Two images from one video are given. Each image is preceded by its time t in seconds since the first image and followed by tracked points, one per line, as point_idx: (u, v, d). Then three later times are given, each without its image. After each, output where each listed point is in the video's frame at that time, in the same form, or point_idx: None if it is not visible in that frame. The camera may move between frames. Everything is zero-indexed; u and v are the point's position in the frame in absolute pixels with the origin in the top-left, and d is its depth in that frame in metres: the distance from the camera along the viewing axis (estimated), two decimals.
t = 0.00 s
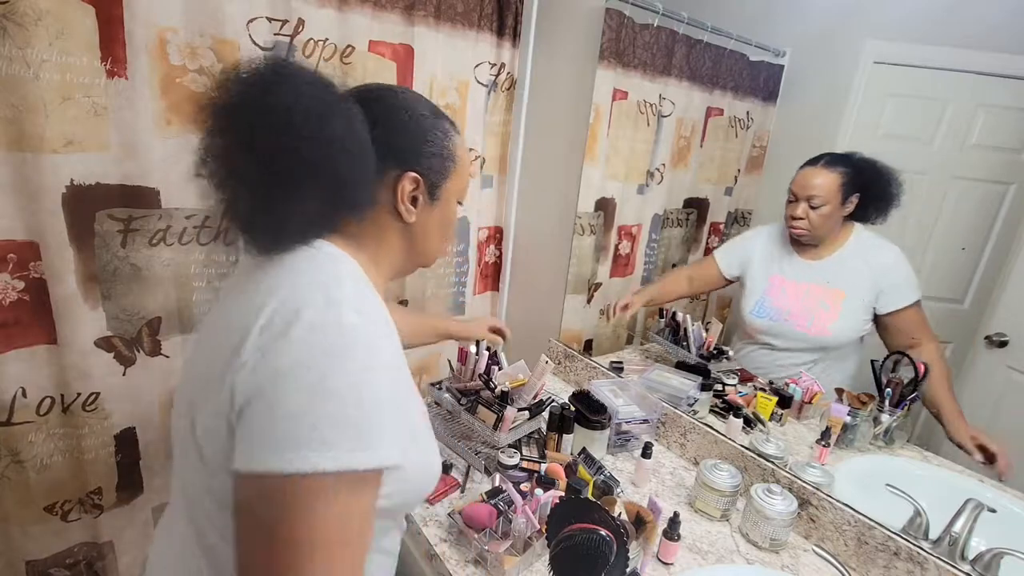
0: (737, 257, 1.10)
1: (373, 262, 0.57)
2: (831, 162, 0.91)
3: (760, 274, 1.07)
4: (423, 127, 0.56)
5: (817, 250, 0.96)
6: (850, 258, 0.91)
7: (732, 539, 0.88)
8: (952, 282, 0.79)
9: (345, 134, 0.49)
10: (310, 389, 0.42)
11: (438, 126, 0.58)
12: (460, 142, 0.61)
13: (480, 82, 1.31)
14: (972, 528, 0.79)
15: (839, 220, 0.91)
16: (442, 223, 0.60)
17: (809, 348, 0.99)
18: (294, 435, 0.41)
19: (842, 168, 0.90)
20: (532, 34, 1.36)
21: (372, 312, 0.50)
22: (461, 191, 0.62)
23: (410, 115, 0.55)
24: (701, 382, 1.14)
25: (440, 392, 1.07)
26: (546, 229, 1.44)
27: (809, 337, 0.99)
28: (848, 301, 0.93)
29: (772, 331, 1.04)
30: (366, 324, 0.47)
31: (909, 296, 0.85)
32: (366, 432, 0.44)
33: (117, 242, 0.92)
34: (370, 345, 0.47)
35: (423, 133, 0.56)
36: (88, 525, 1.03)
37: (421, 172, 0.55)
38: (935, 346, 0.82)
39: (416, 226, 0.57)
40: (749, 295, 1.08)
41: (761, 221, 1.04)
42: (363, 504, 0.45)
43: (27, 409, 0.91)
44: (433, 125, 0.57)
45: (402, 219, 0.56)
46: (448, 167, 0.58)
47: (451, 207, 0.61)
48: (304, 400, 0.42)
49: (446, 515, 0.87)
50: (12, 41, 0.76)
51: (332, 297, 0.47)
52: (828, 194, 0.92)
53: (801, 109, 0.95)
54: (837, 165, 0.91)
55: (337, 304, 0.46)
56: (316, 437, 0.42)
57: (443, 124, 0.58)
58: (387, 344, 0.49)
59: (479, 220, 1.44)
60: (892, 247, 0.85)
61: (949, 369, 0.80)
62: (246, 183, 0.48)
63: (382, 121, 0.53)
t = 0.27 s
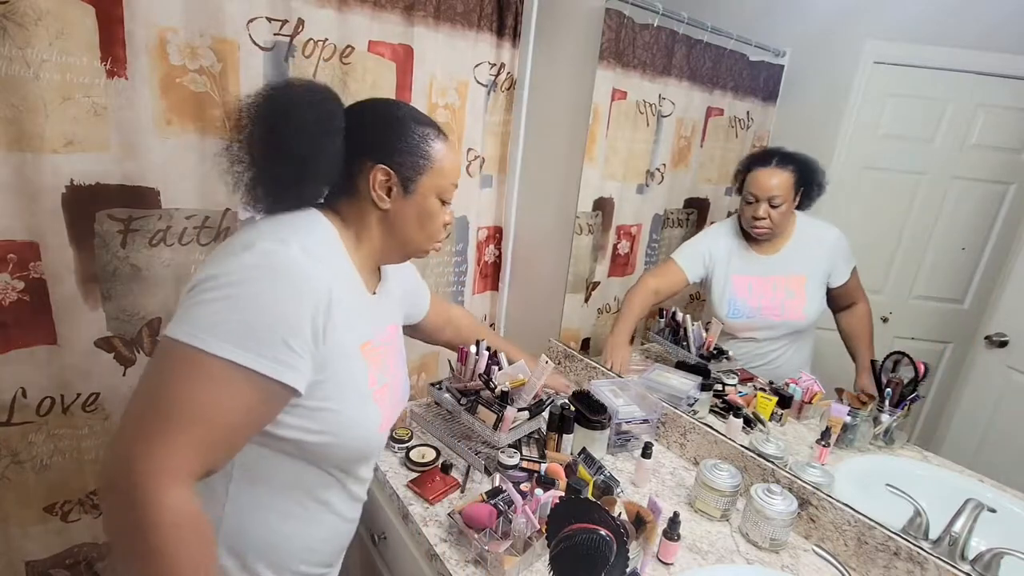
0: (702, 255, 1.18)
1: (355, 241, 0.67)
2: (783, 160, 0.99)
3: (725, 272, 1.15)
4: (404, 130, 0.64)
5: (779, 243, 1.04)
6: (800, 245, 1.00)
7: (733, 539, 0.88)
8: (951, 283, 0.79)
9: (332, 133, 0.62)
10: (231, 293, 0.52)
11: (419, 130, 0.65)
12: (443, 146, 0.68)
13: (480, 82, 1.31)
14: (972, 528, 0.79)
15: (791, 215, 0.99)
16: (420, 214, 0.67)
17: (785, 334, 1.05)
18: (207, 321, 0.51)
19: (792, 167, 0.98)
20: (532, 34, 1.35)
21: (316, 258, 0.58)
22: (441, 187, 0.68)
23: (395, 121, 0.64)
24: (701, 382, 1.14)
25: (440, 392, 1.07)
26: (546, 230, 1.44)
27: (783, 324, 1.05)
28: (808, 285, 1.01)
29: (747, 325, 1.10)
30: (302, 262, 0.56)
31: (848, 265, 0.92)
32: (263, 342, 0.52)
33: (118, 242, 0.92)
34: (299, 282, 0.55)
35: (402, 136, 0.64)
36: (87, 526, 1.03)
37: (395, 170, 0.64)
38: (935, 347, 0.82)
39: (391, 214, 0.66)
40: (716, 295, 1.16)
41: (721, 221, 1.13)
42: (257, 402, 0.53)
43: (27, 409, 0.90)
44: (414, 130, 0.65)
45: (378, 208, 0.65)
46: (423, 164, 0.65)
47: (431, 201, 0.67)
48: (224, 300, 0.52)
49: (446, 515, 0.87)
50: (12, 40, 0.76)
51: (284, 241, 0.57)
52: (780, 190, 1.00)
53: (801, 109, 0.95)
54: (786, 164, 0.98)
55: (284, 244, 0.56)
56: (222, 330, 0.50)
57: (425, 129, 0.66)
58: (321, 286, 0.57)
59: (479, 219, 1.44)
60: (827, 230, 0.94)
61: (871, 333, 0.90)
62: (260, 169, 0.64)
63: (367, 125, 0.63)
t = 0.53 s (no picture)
0: (702, 251, 1.18)
1: (327, 231, 0.66)
2: (791, 155, 0.97)
3: (725, 269, 1.14)
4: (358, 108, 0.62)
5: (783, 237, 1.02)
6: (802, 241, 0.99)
7: (733, 539, 0.88)
8: (951, 283, 0.79)
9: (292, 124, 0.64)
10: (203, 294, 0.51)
11: (375, 107, 0.63)
12: (400, 122, 0.64)
13: (479, 82, 1.31)
14: (972, 528, 0.79)
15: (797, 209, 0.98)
16: (380, 195, 0.64)
17: (785, 330, 1.05)
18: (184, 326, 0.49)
19: (801, 159, 0.95)
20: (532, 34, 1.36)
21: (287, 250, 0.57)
22: (402, 165, 0.64)
23: (348, 99, 0.63)
24: (701, 382, 1.14)
25: (440, 392, 1.07)
26: (546, 230, 1.44)
27: (783, 318, 1.05)
28: (808, 280, 1.01)
29: (746, 319, 1.10)
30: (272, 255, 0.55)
31: (848, 263, 0.92)
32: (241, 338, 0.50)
33: (118, 242, 0.92)
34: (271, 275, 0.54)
35: (356, 114, 0.62)
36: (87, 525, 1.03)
37: (348, 151, 0.62)
38: (935, 347, 0.82)
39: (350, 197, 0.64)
40: (714, 290, 1.16)
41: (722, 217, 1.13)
42: (235, 396, 0.51)
43: (27, 408, 0.90)
44: (368, 107, 0.63)
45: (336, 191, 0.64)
46: (379, 145, 0.62)
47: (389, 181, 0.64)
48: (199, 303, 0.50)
49: (446, 514, 0.87)
50: (11, 40, 0.76)
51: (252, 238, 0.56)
52: (793, 182, 0.97)
53: (801, 109, 0.95)
54: (793, 156, 0.96)
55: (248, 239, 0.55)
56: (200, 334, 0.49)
57: (383, 107, 0.64)
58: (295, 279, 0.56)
59: (479, 219, 1.44)
60: (827, 227, 0.94)
61: (870, 330, 0.90)
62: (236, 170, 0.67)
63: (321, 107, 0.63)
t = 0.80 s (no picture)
0: (745, 254, 1.09)
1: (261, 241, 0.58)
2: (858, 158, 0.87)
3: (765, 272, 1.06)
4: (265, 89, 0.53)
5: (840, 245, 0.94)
6: (860, 252, 0.92)
7: (733, 539, 0.88)
8: (951, 282, 0.79)
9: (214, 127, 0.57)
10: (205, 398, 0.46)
11: (290, 84, 0.53)
12: (315, 97, 0.53)
13: (480, 82, 1.31)
14: (972, 528, 0.79)
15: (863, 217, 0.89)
16: (299, 198, 0.53)
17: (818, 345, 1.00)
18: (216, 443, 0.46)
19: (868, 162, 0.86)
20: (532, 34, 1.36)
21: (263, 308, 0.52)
22: (325, 153, 0.53)
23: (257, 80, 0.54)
24: (701, 382, 1.14)
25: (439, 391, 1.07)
26: (546, 230, 1.44)
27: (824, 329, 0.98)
28: (853, 292, 0.94)
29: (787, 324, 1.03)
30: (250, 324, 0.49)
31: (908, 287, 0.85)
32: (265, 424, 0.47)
33: (118, 242, 0.92)
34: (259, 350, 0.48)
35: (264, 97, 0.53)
36: (88, 525, 1.03)
37: (255, 146, 0.53)
38: (934, 346, 0.82)
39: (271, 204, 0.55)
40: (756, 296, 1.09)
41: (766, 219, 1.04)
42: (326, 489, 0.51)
43: (27, 408, 0.90)
44: (277, 82, 0.53)
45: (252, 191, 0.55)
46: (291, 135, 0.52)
47: (308, 176, 0.53)
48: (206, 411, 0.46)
49: (446, 514, 0.87)
50: (12, 41, 0.76)
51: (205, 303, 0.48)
52: (869, 185, 0.87)
53: (801, 109, 0.95)
54: (862, 157, 0.87)
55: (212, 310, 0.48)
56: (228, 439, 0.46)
57: (296, 81, 0.54)
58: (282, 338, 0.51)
59: (479, 219, 1.44)
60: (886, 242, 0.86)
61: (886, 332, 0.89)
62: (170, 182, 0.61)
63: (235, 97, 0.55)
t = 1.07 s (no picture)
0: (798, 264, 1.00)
1: (308, 283, 0.52)
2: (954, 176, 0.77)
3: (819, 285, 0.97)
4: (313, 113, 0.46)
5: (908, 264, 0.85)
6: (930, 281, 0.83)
7: (733, 540, 0.88)
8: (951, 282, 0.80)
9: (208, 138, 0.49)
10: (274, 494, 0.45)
11: (348, 109, 0.46)
12: (388, 130, 0.47)
13: (480, 82, 1.30)
14: (973, 528, 0.79)
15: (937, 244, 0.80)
16: (360, 261, 0.49)
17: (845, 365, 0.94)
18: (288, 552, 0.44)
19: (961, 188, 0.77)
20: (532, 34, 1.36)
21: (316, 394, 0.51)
22: (399, 208, 0.48)
23: (298, 96, 0.47)
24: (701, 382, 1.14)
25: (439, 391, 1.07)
26: (546, 230, 1.44)
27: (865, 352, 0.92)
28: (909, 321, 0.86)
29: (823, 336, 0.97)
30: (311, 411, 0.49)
31: (975, 316, 0.78)
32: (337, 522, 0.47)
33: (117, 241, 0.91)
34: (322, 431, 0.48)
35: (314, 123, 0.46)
36: (87, 525, 1.03)
37: (299, 187, 0.47)
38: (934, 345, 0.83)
39: (312, 255, 0.50)
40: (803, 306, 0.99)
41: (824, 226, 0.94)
42: None
43: (26, 408, 0.90)
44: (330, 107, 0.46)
45: (298, 238, 0.50)
46: (348, 180, 0.47)
47: (376, 233, 0.48)
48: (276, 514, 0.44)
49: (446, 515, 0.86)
50: (11, 40, 0.76)
51: (262, 395, 0.47)
52: (943, 204, 0.79)
53: (801, 109, 0.95)
54: (943, 172, 0.78)
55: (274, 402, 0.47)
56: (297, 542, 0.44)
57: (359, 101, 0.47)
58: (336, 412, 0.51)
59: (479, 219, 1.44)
60: (956, 273, 0.78)
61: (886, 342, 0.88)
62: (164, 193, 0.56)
63: (258, 111, 0.48)
